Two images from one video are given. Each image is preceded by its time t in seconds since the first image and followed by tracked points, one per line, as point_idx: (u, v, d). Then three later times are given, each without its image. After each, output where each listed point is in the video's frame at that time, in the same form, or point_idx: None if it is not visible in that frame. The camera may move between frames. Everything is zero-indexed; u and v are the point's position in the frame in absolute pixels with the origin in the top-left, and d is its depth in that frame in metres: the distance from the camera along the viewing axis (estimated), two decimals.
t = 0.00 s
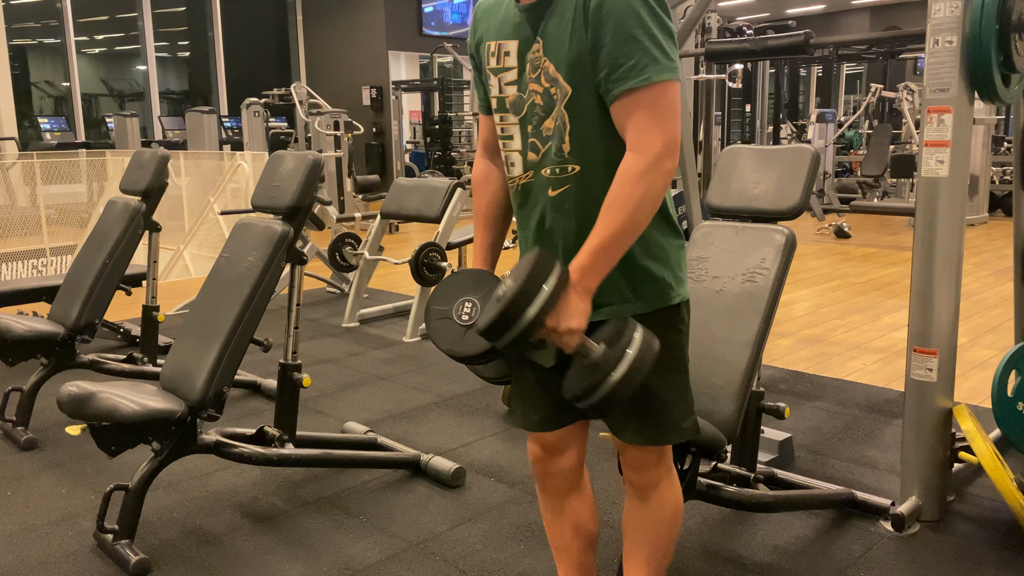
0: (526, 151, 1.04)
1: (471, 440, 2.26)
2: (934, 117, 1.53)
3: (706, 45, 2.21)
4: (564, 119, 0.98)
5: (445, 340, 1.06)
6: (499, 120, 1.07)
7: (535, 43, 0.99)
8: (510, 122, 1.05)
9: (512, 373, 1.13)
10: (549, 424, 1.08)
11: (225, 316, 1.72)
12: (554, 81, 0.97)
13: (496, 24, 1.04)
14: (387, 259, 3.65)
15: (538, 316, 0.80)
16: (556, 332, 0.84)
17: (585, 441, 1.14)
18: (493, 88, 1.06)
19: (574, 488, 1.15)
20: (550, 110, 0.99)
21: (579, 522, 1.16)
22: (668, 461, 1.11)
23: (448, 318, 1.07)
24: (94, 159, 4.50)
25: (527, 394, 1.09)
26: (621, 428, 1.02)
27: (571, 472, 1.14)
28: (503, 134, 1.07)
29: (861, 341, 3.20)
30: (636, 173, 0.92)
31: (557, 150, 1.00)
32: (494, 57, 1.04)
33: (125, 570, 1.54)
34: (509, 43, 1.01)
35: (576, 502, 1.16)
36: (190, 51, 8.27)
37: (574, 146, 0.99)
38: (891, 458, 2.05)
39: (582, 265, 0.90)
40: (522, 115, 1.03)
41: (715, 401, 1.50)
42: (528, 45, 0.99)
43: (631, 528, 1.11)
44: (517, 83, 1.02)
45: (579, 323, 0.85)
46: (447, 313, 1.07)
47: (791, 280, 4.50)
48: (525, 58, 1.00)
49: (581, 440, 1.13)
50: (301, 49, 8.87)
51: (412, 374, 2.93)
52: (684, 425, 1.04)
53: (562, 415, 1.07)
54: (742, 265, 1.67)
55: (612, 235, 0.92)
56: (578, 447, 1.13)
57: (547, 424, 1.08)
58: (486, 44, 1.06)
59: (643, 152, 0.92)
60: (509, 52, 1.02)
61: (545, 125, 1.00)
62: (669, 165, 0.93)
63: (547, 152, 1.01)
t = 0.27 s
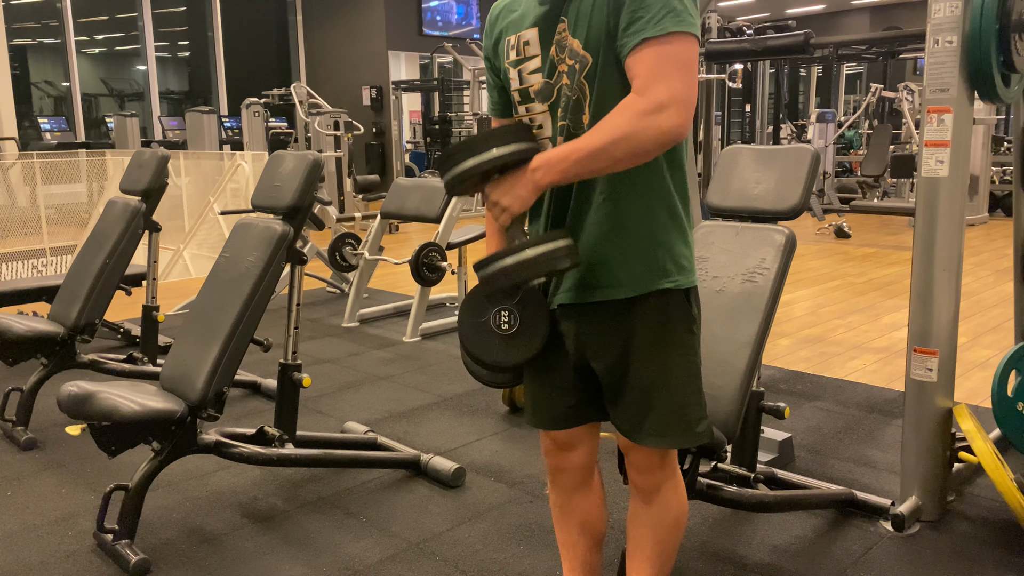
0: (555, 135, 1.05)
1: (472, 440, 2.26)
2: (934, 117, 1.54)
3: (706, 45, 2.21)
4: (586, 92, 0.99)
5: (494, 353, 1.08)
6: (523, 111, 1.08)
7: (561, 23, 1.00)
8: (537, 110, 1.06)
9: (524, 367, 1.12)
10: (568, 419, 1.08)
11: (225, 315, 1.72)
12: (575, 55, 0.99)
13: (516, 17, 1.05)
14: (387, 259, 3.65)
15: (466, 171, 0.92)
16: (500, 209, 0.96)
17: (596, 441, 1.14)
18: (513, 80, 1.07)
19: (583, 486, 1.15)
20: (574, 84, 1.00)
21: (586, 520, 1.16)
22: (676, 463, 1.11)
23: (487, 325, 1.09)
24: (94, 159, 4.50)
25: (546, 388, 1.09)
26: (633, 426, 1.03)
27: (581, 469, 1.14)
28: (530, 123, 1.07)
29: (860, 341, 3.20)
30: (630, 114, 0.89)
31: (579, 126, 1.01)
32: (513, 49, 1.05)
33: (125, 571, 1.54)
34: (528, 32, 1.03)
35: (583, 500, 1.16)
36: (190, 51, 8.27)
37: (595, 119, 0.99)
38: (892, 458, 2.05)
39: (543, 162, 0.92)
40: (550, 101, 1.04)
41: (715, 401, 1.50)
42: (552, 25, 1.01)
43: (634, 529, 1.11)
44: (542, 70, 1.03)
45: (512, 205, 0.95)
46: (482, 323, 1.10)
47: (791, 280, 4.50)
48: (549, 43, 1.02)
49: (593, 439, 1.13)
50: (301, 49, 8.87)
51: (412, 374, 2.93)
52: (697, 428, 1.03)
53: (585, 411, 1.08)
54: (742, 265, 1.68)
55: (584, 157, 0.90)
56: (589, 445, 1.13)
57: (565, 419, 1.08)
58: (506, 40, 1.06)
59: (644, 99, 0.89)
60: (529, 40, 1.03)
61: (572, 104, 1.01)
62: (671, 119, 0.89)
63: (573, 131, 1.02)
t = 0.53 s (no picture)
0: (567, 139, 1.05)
1: (471, 440, 2.26)
2: (934, 117, 1.53)
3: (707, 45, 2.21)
4: (598, 96, 0.99)
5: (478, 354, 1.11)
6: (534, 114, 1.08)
7: (571, 27, 1.00)
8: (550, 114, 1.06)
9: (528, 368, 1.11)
10: (573, 422, 1.08)
11: (225, 316, 1.72)
12: (588, 60, 0.98)
13: (526, 21, 1.05)
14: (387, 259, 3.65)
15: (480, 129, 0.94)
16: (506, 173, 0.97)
17: (599, 442, 1.14)
18: (527, 85, 1.07)
19: (586, 487, 1.15)
20: (586, 89, 1.00)
21: (588, 521, 1.16)
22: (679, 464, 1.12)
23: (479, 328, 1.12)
24: (94, 159, 4.50)
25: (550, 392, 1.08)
26: (641, 428, 1.03)
27: (584, 471, 1.14)
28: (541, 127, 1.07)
29: (860, 341, 3.20)
30: (647, 115, 0.88)
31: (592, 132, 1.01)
32: (526, 54, 1.05)
33: (125, 571, 1.54)
34: (540, 37, 1.03)
35: (585, 502, 1.16)
36: (190, 51, 8.27)
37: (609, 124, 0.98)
38: (891, 458, 2.05)
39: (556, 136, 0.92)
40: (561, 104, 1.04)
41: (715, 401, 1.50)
42: (563, 30, 1.01)
43: (637, 531, 1.11)
44: (554, 74, 1.03)
45: (520, 174, 0.95)
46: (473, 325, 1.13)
47: (791, 280, 4.50)
48: (560, 47, 1.01)
49: (596, 441, 1.13)
50: (301, 49, 8.87)
51: (412, 374, 2.93)
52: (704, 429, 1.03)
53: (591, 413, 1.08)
54: (742, 265, 1.68)
55: (598, 147, 0.90)
56: (593, 447, 1.13)
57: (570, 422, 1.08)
58: (518, 43, 1.07)
59: (662, 100, 0.88)
60: (542, 45, 1.03)
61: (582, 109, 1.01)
62: (690, 122, 0.89)
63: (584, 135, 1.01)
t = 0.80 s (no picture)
0: (557, 143, 1.05)
1: (471, 440, 2.26)
2: (934, 117, 1.54)
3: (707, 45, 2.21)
4: (589, 109, 0.99)
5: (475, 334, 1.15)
6: (527, 111, 1.09)
7: (564, 34, 1.00)
8: (541, 115, 1.07)
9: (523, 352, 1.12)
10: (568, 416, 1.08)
11: (226, 316, 1.72)
12: (580, 72, 0.98)
13: (527, 17, 1.05)
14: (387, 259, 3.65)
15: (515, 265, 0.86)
16: (546, 290, 0.89)
17: (598, 440, 1.14)
18: (522, 82, 1.07)
19: (586, 486, 1.15)
20: (577, 100, 1.00)
21: (589, 520, 1.16)
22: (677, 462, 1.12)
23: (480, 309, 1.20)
24: (94, 159, 4.50)
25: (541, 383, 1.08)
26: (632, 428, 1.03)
27: (584, 469, 1.14)
28: (535, 126, 1.08)
29: (860, 341, 3.20)
30: (657, 159, 0.89)
31: (583, 143, 1.01)
32: (523, 50, 1.06)
33: (125, 570, 1.54)
34: (539, 36, 1.03)
35: (585, 500, 1.16)
36: (190, 51, 8.28)
37: (600, 138, 0.98)
38: (891, 458, 2.05)
39: (587, 237, 0.90)
40: (553, 107, 1.04)
41: (714, 400, 1.50)
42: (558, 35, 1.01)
43: (637, 530, 1.11)
44: (547, 76, 1.04)
45: (570, 287, 0.88)
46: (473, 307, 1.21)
47: (790, 280, 4.50)
48: (554, 52, 1.02)
49: (595, 438, 1.13)
50: (301, 49, 8.87)
51: (412, 374, 2.93)
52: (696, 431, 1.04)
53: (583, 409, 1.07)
54: (741, 265, 1.68)
55: (626, 217, 0.89)
56: (592, 445, 1.13)
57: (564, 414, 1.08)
58: (516, 38, 1.07)
59: (668, 136, 0.88)
60: (539, 45, 1.03)
61: (574, 117, 1.01)
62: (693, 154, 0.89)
63: (575, 143, 1.02)
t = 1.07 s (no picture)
0: (530, 152, 1.06)
1: (472, 440, 2.26)
2: (934, 117, 1.53)
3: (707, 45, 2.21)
4: (564, 124, 0.99)
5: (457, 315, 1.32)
6: (505, 116, 1.10)
7: (537, 45, 1.00)
8: (517, 120, 1.08)
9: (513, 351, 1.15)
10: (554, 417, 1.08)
11: (225, 316, 1.72)
12: (554, 87, 0.99)
13: (504, 23, 1.06)
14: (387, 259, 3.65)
15: (626, 359, 0.91)
16: (652, 363, 0.94)
17: (596, 440, 1.14)
18: (499, 87, 1.09)
19: (584, 485, 1.15)
20: (551, 113, 1.01)
21: (586, 519, 1.16)
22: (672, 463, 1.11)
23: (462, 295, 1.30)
24: (94, 159, 4.50)
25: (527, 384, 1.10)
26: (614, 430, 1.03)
27: (582, 468, 1.14)
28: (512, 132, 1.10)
29: (860, 341, 3.20)
30: (678, 184, 0.92)
31: (556, 155, 1.01)
32: (499, 55, 1.07)
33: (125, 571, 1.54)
34: (513, 42, 1.04)
35: (583, 499, 1.16)
36: (190, 51, 8.27)
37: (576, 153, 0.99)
38: (891, 458, 2.05)
39: (657, 289, 0.94)
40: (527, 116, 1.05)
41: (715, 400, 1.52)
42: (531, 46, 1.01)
43: (631, 530, 1.11)
44: (521, 84, 1.05)
45: (679, 348, 0.95)
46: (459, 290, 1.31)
47: (791, 280, 4.50)
48: (528, 63, 1.02)
49: (592, 438, 1.13)
50: (301, 49, 8.87)
51: (412, 374, 2.93)
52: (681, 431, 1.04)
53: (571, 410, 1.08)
54: (741, 265, 1.67)
55: (676, 252, 0.93)
56: (589, 444, 1.13)
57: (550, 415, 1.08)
58: (493, 42, 1.08)
59: (677, 160, 0.92)
60: (513, 52, 1.05)
61: (547, 128, 1.02)
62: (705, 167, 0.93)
63: (549, 156, 1.02)
